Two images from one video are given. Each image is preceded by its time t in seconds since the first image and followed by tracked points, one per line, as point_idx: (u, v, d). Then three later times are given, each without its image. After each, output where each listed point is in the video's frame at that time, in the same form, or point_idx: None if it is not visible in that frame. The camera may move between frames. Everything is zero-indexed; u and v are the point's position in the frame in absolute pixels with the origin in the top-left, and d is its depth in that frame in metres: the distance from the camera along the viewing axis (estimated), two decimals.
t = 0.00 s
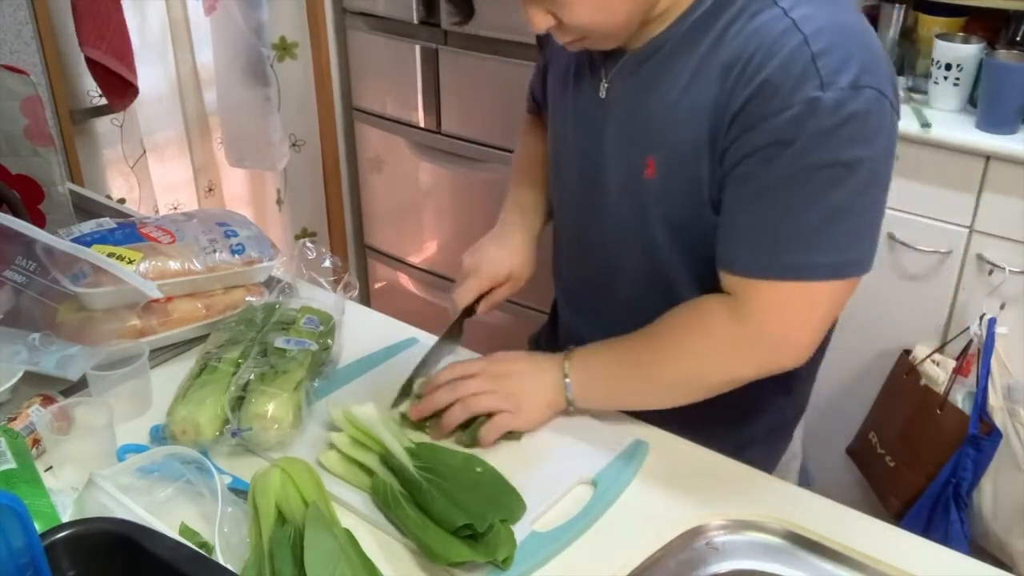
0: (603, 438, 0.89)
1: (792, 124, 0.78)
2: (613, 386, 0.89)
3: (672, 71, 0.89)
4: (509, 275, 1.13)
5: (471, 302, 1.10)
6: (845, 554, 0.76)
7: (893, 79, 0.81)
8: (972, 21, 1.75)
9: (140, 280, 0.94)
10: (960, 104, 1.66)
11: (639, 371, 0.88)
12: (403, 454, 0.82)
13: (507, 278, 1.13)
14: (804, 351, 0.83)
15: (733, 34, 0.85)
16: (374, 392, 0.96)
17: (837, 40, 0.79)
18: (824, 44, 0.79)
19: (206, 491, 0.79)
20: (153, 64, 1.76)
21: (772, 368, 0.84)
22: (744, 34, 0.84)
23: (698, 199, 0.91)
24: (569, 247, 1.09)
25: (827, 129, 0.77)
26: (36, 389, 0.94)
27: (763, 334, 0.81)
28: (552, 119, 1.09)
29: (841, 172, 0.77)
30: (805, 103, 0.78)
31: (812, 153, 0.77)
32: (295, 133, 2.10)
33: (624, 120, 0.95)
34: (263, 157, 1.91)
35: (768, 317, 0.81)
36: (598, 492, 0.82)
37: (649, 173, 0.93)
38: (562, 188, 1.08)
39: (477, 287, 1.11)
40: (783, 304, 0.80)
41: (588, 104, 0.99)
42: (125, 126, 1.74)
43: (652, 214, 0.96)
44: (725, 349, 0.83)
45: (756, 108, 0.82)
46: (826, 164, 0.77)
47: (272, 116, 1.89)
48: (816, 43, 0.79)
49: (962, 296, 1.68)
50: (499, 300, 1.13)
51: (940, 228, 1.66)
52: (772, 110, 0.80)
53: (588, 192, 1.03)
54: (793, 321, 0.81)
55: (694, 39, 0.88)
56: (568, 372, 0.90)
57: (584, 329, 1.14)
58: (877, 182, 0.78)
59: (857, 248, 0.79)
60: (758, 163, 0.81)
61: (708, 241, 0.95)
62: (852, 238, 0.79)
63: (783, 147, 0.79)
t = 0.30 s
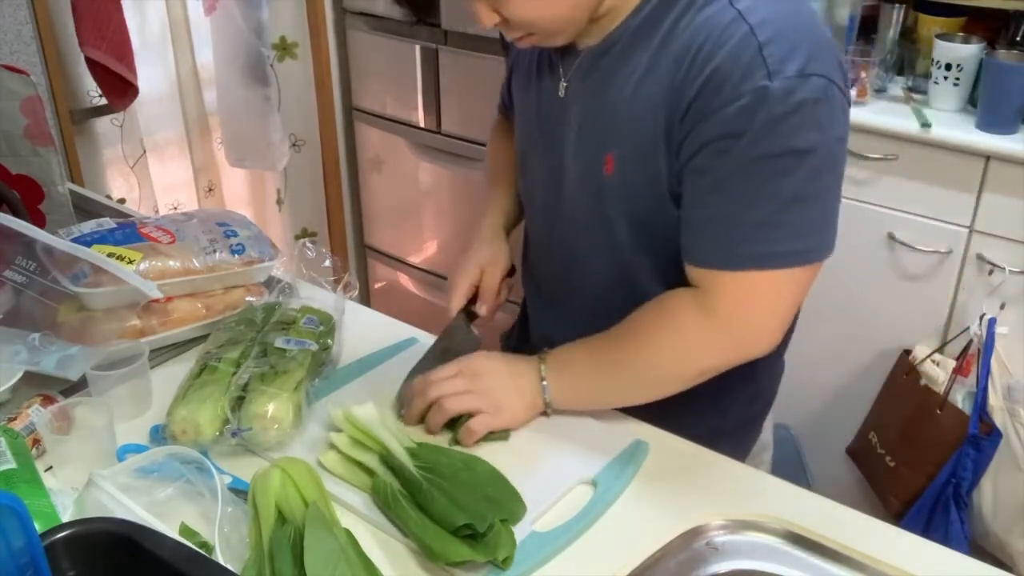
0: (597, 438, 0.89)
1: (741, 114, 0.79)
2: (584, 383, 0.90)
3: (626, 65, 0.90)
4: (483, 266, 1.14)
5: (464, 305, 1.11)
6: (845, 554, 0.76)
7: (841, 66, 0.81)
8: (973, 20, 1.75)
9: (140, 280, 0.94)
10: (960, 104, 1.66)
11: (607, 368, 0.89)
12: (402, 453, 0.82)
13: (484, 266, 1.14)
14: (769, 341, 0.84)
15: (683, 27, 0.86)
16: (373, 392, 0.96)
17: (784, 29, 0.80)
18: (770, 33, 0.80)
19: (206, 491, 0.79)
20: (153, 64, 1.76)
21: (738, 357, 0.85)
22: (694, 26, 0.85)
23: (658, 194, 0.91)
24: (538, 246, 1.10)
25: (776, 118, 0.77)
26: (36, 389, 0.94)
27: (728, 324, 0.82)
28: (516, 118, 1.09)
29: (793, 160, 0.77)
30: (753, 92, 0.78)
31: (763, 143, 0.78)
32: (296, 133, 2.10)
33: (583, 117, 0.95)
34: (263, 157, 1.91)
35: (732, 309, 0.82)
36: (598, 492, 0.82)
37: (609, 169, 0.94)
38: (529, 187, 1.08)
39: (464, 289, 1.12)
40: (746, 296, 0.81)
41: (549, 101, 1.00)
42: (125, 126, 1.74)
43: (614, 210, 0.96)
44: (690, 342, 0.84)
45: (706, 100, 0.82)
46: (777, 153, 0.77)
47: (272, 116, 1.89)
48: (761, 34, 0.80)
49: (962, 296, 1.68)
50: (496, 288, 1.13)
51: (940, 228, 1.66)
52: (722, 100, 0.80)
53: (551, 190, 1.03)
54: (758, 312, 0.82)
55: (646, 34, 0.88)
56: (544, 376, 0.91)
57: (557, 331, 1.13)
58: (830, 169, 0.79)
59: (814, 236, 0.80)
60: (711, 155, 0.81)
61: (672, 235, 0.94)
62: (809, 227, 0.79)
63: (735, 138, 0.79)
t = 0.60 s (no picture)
0: (596, 438, 0.89)
1: (735, 112, 0.79)
2: (592, 382, 0.90)
3: (615, 66, 0.90)
4: (483, 273, 1.13)
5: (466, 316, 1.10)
6: (845, 554, 0.76)
7: (828, 57, 0.82)
8: (973, 20, 1.75)
9: (140, 280, 0.94)
10: (960, 104, 1.66)
11: (615, 366, 0.89)
12: (402, 453, 0.82)
13: (483, 275, 1.13)
14: (774, 330, 0.85)
15: (669, 25, 0.86)
16: (373, 392, 0.96)
17: (770, 23, 0.80)
18: (758, 29, 0.80)
19: (205, 491, 0.79)
20: (153, 64, 1.76)
21: (744, 349, 0.85)
22: (679, 25, 0.85)
23: (652, 194, 0.91)
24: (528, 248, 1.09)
25: (770, 113, 0.77)
26: (36, 389, 0.94)
27: (735, 318, 0.83)
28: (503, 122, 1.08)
29: (790, 153, 0.78)
30: (745, 87, 0.78)
31: (759, 139, 0.78)
32: (296, 133, 2.10)
33: (573, 117, 0.95)
34: (263, 158, 1.91)
35: (739, 303, 0.82)
36: (598, 492, 0.82)
37: (601, 170, 0.93)
38: (519, 189, 1.07)
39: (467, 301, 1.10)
40: (754, 290, 0.82)
41: (536, 104, 0.99)
42: (125, 126, 1.74)
43: (608, 211, 0.95)
44: (697, 337, 0.85)
45: (698, 98, 0.82)
46: (774, 149, 0.78)
47: (272, 116, 1.89)
48: (749, 30, 0.80)
49: (962, 296, 1.68)
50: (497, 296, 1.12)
51: (940, 228, 1.66)
52: (715, 98, 0.80)
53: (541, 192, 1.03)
54: (765, 305, 0.82)
55: (633, 33, 0.88)
56: (555, 376, 0.91)
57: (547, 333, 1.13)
58: (825, 160, 0.80)
59: (815, 227, 0.80)
60: (708, 154, 0.81)
61: (665, 233, 0.94)
62: (809, 219, 0.80)
63: (730, 135, 0.79)
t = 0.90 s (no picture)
0: (596, 438, 0.89)
1: (760, 117, 0.80)
2: (623, 376, 0.91)
3: (627, 70, 0.90)
4: (496, 280, 1.09)
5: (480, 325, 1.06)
6: (845, 554, 0.76)
7: (839, 59, 0.83)
8: (973, 20, 1.75)
9: (139, 280, 0.94)
10: (960, 104, 1.66)
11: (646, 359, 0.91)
12: (401, 453, 0.82)
13: (496, 281, 1.09)
14: (802, 324, 0.88)
15: (683, 29, 0.86)
16: (373, 393, 0.96)
17: (786, 28, 0.82)
18: (774, 33, 0.81)
19: (206, 491, 0.79)
20: (153, 64, 1.77)
21: (774, 341, 0.88)
22: (693, 29, 0.85)
23: (667, 198, 0.92)
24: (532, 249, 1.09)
25: (795, 118, 0.79)
26: (36, 390, 0.94)
27: (766, 313, 0.86)
28: (504, 122, 1.08)
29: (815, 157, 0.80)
30: (769, 92, 0.80)
31: (788, 143, 0.80)
32: (296, 133, 2.10)
33: (585, 121, 0.95)
34: (263, 158, 1.91)
35: (775, 297, 0.85)
36: (598, 492, 0.82)
37: (615, 174, 0.94)
38: (523, 193, 1.07)
39: (481, 307, 1.06)
40: (792, 286, 0.85)
41: (544, 107, 0.99)
42: (125, 126, 1.74)
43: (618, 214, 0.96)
44: (731, 330, 0.87)
45: (718, 103, 0.83)
46: (803, 152, 0.80)
47: (272, 116, 1.89)
48: (767, 35, 0.81)
49: (962, 297, 1.68)
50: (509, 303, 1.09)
51: (940, 228, 1.66)
52: (737, 103, 0.81)
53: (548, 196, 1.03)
54: (798, 299, 0.86)
55: (646, 37, 0.88)
56: (585, 371, 0.91)
57: (549, 333, 1.13)
58: (844, 161, 0.82)
59: (840, 226, 0.83)
60: (733, 159, 0.82)
61: (676, 235, 0.95)
62: (835, 217, 0.83)
63: (758, 140, 0.81)
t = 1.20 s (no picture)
0: (597, 438, 0.89)
1: (782, 119, 0.81)
2: (626, 372, 0.93)
3: (647, 72, 0.90)
4: (511, 291, 1.09)
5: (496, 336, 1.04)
6: (845, 554, 0.76)
7: (857, 60, 0.84)
8: (973, 20, 1.75)
9: (140, 280, 0.94)
10: (960, 104, 1.66)
11: (649, 356, 0.92)
12: (401, 452, 0.82)
13: (510, 292, 1.09)
14: (802, 323, 0.91)
15: (705, 28, 0.86)
16: (374, 393, 0.96)
17: (806, 30, 0.83)
18: (795, 35, 0.82)
19: (206, 491, 0.79)
20: (153, 64, 1.77)
21: (775, 340, 0.91)
22: (715, 30, 0.85)
23: (688, 199, 0.93)
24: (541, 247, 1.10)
25: (815, 121, 0.80)
26: (36, 390, 0.94)
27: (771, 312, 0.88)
28: (509, 128, 1.08)
29: (833, 159, 0.81)
30: (792, 95, 0.81)
31: (808, 146, 0.81)
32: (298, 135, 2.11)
33: (603, 123, 0.95)
34: (263, 158, 1.91)
35: (777, 299, 0.87)
36: (598, 492, 0.82)
37: (636, 176, 0.95)
38: (532, 195, 1.07)
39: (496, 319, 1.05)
40: (793, 289, 0.87)
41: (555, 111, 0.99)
42: (125, 126, 1.74)
43: (637, 215, 0.97)
44: (735, 331, 0.89)
45: (741, 104, 0.84)
46: (822, 156, 0.81)
47: (272, 115, 1.89)
48: (790, 36, 0.82)
49: (962, 297, 1.68)
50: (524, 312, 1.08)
51: (940, 228, 1.66)
52: (760, 104, 0.82)
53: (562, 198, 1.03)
54: (800, 302, 0.88)
55: (667, 37, 0.88)
56: (585, 369, 0.92)
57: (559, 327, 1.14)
58: (858, 164, 0.84)
59: (850, 231, 0.85)
60: (754, 160, 0.84)
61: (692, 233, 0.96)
62: (848, 220, 0.84)
63: (779, 142, 0.82)
